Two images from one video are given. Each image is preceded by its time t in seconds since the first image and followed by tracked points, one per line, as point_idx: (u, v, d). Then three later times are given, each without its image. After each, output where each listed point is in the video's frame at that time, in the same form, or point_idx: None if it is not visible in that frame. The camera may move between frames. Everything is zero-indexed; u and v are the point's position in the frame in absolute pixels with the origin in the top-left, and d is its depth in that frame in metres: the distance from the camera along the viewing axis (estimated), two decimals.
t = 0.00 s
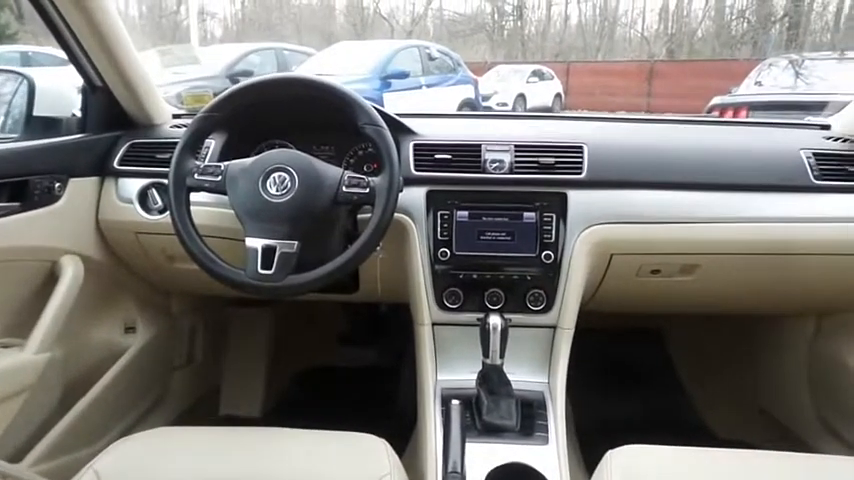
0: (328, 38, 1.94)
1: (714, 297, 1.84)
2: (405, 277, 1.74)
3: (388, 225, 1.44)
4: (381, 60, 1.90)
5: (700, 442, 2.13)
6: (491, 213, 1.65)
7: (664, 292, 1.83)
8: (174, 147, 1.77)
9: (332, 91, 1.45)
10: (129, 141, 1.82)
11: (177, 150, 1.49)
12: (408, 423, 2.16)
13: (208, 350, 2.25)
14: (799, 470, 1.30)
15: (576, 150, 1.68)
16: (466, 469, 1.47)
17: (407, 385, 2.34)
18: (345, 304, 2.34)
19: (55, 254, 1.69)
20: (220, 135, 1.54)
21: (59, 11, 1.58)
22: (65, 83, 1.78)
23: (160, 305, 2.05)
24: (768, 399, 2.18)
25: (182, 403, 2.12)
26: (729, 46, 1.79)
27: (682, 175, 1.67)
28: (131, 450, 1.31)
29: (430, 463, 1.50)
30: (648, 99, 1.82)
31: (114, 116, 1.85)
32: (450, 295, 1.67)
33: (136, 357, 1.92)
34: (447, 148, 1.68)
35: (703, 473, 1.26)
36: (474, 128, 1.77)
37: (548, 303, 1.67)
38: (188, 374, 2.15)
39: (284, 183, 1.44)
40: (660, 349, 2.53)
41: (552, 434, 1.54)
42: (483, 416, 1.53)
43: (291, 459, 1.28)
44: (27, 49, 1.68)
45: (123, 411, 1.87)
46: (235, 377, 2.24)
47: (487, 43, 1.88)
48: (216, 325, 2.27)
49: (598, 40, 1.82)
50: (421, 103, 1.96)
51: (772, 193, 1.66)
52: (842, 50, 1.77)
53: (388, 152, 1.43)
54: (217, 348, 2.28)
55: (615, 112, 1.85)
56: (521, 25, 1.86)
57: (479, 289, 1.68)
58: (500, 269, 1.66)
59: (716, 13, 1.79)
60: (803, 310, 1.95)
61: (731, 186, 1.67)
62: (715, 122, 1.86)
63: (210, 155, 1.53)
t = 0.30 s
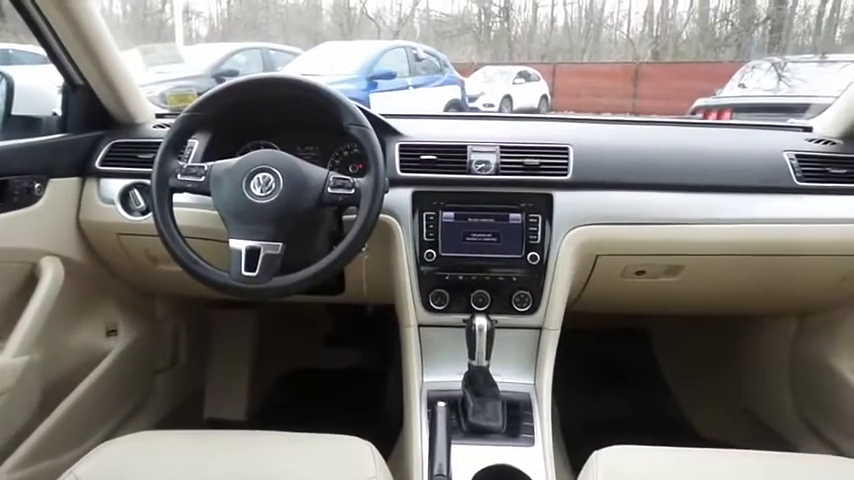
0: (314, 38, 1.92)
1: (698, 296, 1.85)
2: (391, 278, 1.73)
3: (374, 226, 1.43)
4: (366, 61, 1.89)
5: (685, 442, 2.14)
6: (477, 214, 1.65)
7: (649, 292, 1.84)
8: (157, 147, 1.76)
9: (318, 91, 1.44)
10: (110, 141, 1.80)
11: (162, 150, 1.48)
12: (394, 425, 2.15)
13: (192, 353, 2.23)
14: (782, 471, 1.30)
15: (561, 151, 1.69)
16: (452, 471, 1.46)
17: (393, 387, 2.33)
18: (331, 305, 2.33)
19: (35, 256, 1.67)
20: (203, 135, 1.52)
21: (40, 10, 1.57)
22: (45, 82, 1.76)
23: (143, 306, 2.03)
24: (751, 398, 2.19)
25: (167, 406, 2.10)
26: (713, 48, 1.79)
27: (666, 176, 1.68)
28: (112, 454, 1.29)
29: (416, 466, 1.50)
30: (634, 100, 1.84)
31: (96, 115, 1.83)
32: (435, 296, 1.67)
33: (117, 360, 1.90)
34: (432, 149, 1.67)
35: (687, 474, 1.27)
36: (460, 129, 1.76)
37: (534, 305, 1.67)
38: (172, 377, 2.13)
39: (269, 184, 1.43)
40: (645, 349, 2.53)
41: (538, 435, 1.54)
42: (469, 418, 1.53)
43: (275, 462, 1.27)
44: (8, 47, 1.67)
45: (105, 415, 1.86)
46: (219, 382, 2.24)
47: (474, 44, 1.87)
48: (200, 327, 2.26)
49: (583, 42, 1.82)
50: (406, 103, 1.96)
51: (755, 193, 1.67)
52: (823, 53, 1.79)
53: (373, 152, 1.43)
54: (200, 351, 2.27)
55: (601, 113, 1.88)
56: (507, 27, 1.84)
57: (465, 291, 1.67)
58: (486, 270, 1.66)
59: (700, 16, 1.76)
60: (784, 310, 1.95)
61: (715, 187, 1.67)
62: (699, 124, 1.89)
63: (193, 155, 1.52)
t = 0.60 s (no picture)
0: (300, 38, 1.91)
1: (683, 298, 1.85)
2: (376, 280, 1.72)
3: (359, 228, 1.42)
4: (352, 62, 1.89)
5: (670, 444, 2.13)
6: (463, 215, 1.64)
7: (634, 295, 1.84)
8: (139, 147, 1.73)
9: (303, 91, 1.43)
10: (91, 141, 1.78)
11: (144, 150, 1.46)
12: (380, 429, 2.14)
13: (175, 355, 2.20)
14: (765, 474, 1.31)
15: (547, 152, 1.68)
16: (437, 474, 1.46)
17: (379, 391, 2.31)
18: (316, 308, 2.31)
19: (13, 257, 1.64)
20: (186, 136, 1.52)
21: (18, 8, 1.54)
22: (24, 81, 1.74)
23: (124, 309, 2.01)
24: (736, 400, 2.20)
25: (149, 411, 2.08)
26: (697, 51, 1.78)
27: (652, 179, 1.68)
28: (91, 459, 1.27)
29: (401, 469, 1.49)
30: (620, 102, 1.85)
31: (77, 114, 1.80)
32: (421, 298, 1.66)
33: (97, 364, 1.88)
34: (418, 150, 1.66)
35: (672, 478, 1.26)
36: (446, 131, 1.75)
37: (520, 307, 1.66)
38: (153, 380, 2.10)
39: (252, 185, 1.41)
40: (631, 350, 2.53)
41: (524, 438, 1.53)
42: (454, 421, 1.52)
43: (258, 466, 1.25)
44: None
45: (85, 420, 1.83)
46: (202, 386, 2.21)
47: (460, 46, 1.85)
48: (183, 330, 2.24)
49: (569, 45, 1.81)
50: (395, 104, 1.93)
51: (740, 195, 1.67)
52: (805, 56, 1.76)
53: (359, 154, 1.41)
54: (183, 353, 2.25)
55: (587, 116, 1.88)
56: (493, 29, 1.84)
57: (451, 293, 1.66)
58: (472, 272, 1.66)
59: (684, 19, 1.77)
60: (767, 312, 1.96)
61: (700, 189, 1.68)
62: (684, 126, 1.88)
63: (176, 156, 1.52)
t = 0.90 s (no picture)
0: (284, 38, 1.87)
1: (665, 301, 1.84)
2: (358, 282, 1.70)
3: (341, 230, 1.40)
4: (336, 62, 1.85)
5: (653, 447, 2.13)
6: (446, 218, 1.63)
7: (616, 298, 1.84)
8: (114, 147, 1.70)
9: (284, 91, 1.41)
10: (64, 141, 1.74)
11: (119, 150, 1.43)
12: (362, 434, 2.12)
13: (152, 359, 2.16)
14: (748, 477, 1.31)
15: (530, 154, 1.66)
16: None
17: (361, 395, 2.29)
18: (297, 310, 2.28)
19: None
20: (163, 136, 1.48)
21: None
22: None
23: (101, 312, 1.97)
24: (718, 401, 2.19)
25: (124, 418, 2.04)
26: (678, 54, 1.78)
27: (635, 181, 1.67)
28: (65, 467, 1.24)
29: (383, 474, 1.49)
30: (602, 104, 1.83)
31: (51, 111, 1.77)
32: (404, 301, 1.64)
33: (69, 371, 1.84)
34: (401, 152, 1.64)
35: None
36: (429, 132, 1.73)
37: (503, 310, 1.65)
38: (130, 385, 2.08)
39: (231, 187, 1.38)
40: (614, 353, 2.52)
41: (507, 443, 1.52)
42: (437, 425, 1.51)
43: (236, 474, 1.23)
44: None
45: (55, 429, 1.80)
46: (181, 392, 2.19)
47: (444, 48, 1.82)
48: (161, 334, 2.20)
49: (553, 46, 1.79)
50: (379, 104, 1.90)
51: (722, 199, 1.67)
52: (783, 60, 1.79)
53: (340, 155, 1.39)
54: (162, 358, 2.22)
55: (570, 118, 1.87)
56: (477, 30, 1.81)
57: (433, 296, 1.65)
58: (455, 275, 1.64)
59: (665, 22, 1.76)
60: (748, 314, 1.96)
61: (683, 192, 1.67)
62: (666, 129, 1.87)
63: (153, 157, 1.47)
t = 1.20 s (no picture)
0: (267, 37, 1.84)
1: (650, 302, 1.84)
2: (342, 284, 1.68)
3: (323, 231, 1.38)
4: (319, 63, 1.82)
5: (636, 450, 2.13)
6: (430, 218, 1.61)
7: (600, 299, 1.83)
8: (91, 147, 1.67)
9: (267, 91, 1.39)
10: (40, 141, 1.71)
11: (97, 149, 1.41)
12: (345, 439, 2.10)
13: (132, 363, 2.12)
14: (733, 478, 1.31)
15: (514, 155, 1.65)
16: None
17: (345, 398, 2.27)
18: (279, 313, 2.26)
19: None
20: (142, 136, 1.47)
21: None
22: None
23: (78, 315, 1.94)
24: (702, 402, 2.19)
25: (103, 422, 2.01)
26: (659, 56, 1.77)
27: (620, 181, 1.66)
28: (41, 474, 1.22)
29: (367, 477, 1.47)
30: (584, 105, 1.81)
31: (27, 111, 1.73)
32: (388, 303, 1.62)
33: (46, 375, 1.81)
34: (384, 152, 1.63)
35: None
36: (412, 132, 1.72)
37: (488, 311, 1.64)
38: (109, 389, 2.03)
39: (212, 187, 1.36)
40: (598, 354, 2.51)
41: (492, 445, 1.51)
42: (422, 428, 1.49)
43: None
44: None
45: (31, 434, 1.76)
46: (162, 397, 2.17)
47: (428, 48, 1.81)
48: (141, 338, 2.16)
49: (536, 48, 1.77)
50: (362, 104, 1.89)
51: (705, 199, 1.67)
52: (763, 63, 1.76)
53: (322, 155, 1.38)
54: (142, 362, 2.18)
55: (554, 119, 1.86)
56: (461, 31, 1.79)
57: (418, 298, 1.63)
58: (439, 276, 1.63)
59: (648, 25, 1.76)
60: (732, 314, 1.95)
61: (667, 193, 1.67)
62: (649, 130, 1.87)
63: (131, 156, 1.47)
